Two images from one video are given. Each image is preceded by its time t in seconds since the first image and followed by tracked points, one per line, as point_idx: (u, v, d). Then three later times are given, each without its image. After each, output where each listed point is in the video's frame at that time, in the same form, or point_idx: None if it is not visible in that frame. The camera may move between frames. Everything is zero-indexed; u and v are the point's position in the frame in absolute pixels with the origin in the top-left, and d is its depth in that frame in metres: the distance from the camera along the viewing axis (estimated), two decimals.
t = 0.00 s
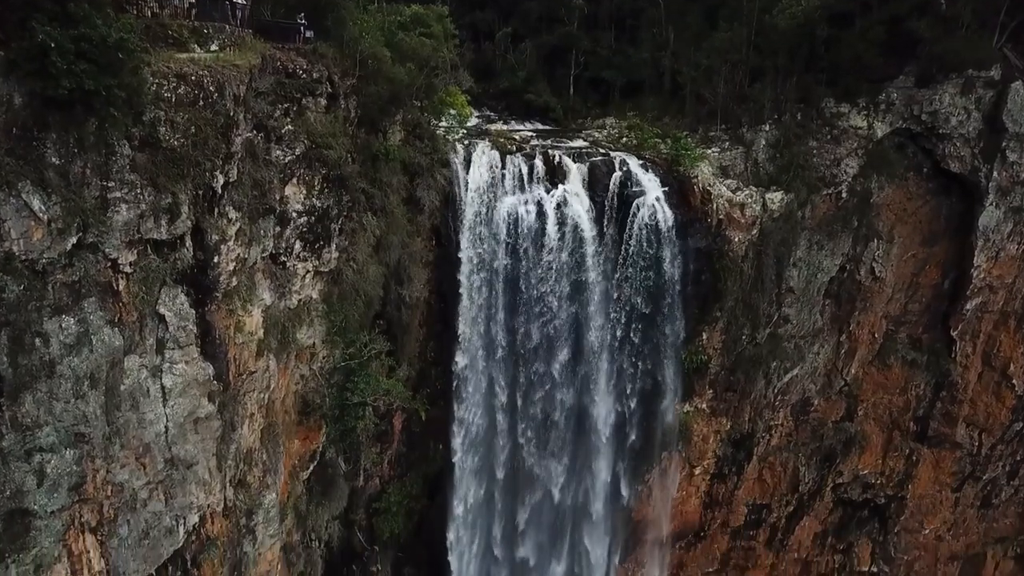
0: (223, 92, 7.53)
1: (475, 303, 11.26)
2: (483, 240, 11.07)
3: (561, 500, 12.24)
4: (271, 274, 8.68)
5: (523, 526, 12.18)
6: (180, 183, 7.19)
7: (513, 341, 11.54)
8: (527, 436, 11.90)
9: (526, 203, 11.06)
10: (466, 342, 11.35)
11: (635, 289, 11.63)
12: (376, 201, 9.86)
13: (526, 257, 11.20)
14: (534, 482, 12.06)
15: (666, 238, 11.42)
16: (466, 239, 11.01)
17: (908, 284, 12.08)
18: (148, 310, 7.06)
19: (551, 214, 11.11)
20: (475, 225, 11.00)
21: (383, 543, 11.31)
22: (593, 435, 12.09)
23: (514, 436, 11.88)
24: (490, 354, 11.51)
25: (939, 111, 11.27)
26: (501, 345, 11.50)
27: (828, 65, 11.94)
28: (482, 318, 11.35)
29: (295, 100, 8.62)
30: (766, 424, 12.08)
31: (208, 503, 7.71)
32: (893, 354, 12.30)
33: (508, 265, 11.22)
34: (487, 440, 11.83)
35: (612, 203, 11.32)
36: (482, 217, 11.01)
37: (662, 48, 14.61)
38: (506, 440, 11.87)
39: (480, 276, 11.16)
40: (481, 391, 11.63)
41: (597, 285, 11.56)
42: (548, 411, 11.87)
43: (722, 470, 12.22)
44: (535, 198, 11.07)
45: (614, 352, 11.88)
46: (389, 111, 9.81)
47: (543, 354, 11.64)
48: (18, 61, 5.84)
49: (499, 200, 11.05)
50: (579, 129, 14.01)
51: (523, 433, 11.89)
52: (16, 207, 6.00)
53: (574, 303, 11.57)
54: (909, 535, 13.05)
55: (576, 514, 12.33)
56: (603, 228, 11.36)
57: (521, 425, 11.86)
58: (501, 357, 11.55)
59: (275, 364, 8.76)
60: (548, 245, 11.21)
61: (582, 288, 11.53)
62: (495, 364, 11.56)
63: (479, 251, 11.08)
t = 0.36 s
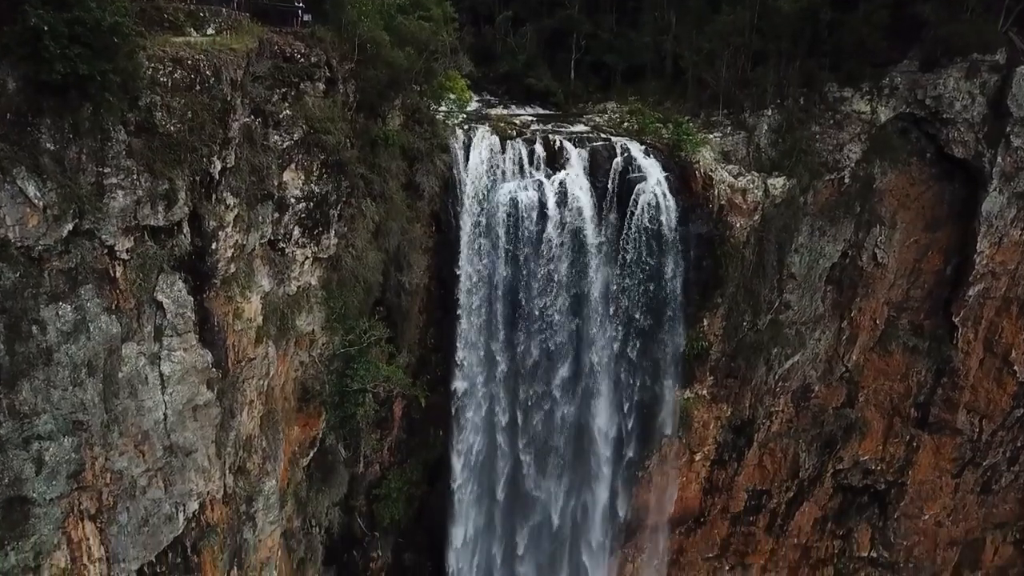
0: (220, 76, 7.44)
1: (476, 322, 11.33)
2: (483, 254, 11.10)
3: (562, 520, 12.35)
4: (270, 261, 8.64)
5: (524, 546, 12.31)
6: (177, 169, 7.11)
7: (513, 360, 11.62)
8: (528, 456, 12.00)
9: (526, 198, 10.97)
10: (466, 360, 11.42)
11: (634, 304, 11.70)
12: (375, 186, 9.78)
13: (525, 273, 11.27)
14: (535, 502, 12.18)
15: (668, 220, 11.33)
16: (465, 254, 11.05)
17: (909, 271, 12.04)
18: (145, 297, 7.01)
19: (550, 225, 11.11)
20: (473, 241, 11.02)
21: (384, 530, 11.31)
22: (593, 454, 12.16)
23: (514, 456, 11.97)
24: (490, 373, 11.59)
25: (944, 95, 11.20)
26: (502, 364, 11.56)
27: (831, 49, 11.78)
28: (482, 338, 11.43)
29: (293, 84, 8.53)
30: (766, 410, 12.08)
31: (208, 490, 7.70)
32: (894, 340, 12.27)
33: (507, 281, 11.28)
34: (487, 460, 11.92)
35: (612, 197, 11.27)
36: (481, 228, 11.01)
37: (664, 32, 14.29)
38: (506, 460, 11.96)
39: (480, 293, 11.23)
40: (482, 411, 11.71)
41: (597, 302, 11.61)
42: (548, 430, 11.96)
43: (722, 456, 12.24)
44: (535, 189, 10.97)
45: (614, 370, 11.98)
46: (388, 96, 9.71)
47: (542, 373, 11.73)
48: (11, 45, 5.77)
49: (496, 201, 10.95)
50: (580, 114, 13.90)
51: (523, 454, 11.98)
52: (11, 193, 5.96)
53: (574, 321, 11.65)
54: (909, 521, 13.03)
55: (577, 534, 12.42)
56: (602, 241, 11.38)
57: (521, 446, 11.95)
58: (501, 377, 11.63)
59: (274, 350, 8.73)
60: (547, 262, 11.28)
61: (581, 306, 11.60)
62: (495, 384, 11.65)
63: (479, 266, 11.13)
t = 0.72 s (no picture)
0: (217, 61, 7.36)
1: (476, 344, 11.42)
2: (482, 272, 11.16)
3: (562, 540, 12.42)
4: (268, 248, 8.59)
5: (524, 565, 12.41)
6: (174, 155, 7.05)
7: (513, 382, 11.70)
8: (528, 478, 12.07)
9: (525, 211, 10.99)
10: (465, 382, 11.50)
11: (633, 324, 11.76)
12: (374, 171, 9.71)
13: (525, 292, 11.34)
14: (535, 523, 12.26)
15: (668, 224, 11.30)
16: (465, 274, 11.11)
17: (912, 257, 11.96)
18: (143, 284, 6.97)
19: (549, 241, 11.17)
20: (472, 260, 11.06)
21: (384, 516, 11.32)
22: (593, 475, 12.23)
23: (515, 478, 12.04)
24: (490, 394, 11.68)
25: (948, 80, 11.11)
26: (502, 385, 11.64)
27: (835, 33, 11.65)
28: (482, 359, 11.50)
29: (290, 69, 8.43)
30: (767, 397, 12.06)
31: (208, 477, 7.70)
32: (896, 327, 12.23)
33: (506, 300, 11.36)
34: (488, 481, 11.99)
35: (612, 205, 11.23)
36: (481, 247, 11.06)
37: (666, 15, 14.03)
38: (507, 482, 12.03)
39: (480, 314, 11.32)
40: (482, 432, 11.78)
41: (597, 323, 11.68)
42: (548, 451, 12.03)
43: (723, 442, 12.26)
44: (535, 198, 10.95)
45: (614, 390, 12.03)
46: (387, 80, 9.62)
47: (542, 394, 11.81)
48: (2, 29, 5.67)
49: (496, 217, 10.96)
50: (580, 98, 13.76)
51: (523, 476, 12.05)
52: (5, 179, 5.88)
53: (575, 343, 11.71)
54: (909, 507, 13.02)
55: (577, 553, 12.50)
56: (602, 260, 11.42)
57: (521, 468, 12.02)
58: (502, 398, 11.71)
59: (273, 337, 8.70)
60: (547, 282, 11.35)
61: (581, 328, 11.68)
62: (495, 405, 11.72)
63: (479, 286, 11.21)
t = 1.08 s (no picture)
0: (213, 46, 7.27)
1: (476, 366, 11.53)
2: (482, 293, 11.25)
3: (563, 561, 12.46)
4: (267, 234, 8.54)
5: None
6: (171, 141, 6.97)
7: (513, 403, 11.77)
8: (529, 499, 12.12)
9: (524, 229, 11.06)
10: (465, 403, 11.58)
11: (633, 341, 11.83)
12: (373, 157, 9.64)
13: (525, 311, 11.42)
14: (536, 546, 12.29)
15: (670, 227, 11.29)
16: (464, 296, 11.20)
17: (914, 244, 11.89)
18: (141, 272, 6.92)
19: (548, 259, 11.25)
20: (471, 281, 11.15)
21: (385, 502, 11.33)
22: (594, 496, 12.27)
23: (515, 500, 12.08)
24: (490, 416, 11.75)
25: (953, 65, 11.03)
26: (502, 406, 11.72)
27: (838, 18, 11.47)
28: (481, 380, 11.60)
29: (289, 54, 8.34)
30: (768, 383, 12.03)
31: (207, 465, 7.68)
32: (898, 313, 12.20)
33: (506, 321, 11.44)
34: (489, 501, 12.01)
35: (612, 218, 11.28)
36: (479, 268, 11.14)
37: None
38: (508, 505, 12.07)
39: (480, 336, 11.44)
40: (483, 452, 11.81)
41: (596, 344, 11.75)
42: (549, 473, 12.10)
43: (724, 429, 12.25)
44: (533, 213, 11.01)
45: (614, 410, 12.10)
46: (386, 64, 9.55)
47: (542, 414, 11.88)
48: None
49: (494, 237, 11.05)
50: (581, 82, 13.63)
51: (524, 497, 12.10)
52: None
53: (575, 365, 11.78)
54: (909, 494, 13.03)
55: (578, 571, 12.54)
56: (602, 279, 11.49)
57: (521, 490, 12.08)
58: (502, 417, 11.76)
59: (272, 324, 8.67)
60: (546, 302, 11.44)
61: (581, 350, 11.75)
62: (495, 427, 11.78)
63: (478, 308, 11.32)
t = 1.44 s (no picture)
0: (210, 30, 7.18)
1: (476, 387, 11.62)
2: (482, 320, 11.37)
3: None
4: (265, 220, 8.49)
5: None
6: (167, 127, 6.90)
7: (513, 424, 11.89)
8: (528, 518, 12.33)
9: (523, 249, 11.14)
10: (465, 424, 11.66)
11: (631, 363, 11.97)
12: (372, 142, 9.57)
13: (524, 336, 11.55)
14: (536, 563, 12.52)
15: (671, 241, 11.37)
16: (464, 323, 11.32)
17: (916, 229, 11.85)
18: (138, 259, 6.89)
19: (548, 281, 11.34)
20: (470, 304, 11.24)
21: (385, 488, 11.35)
22: (592, 514, 12.48)
23: (515, 519, 12.28)
24: (490, 439, 11.87)
25: (957, 49, 10.88)
26: (502, 427, 11.83)
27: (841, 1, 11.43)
28: (482, 405, 11.71)
29: (286, 38, 8.24)
30: (769, 369, 12.01)
31: (207, 452, 7.68)
32: (899, 299, 12.15)
33: (506, 347, 11.57)
34: (489, 521, 12.19)
35: (611, 239, 11.35)
36: (479, 291, 11.22)
37: None
38: (508, 525, 12.28)
39: (479, 358, 11.53)
40: (484, 475, 11.95)
41: (595, 366, 11.89)
42: (548, 492, 12.29)
43: (724, 415, 12.26)
44: (532, 236, 11.08)
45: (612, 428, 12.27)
46: (385, 49, 9.45)
47: (541, 434, 12.03)
48: None
49: (493, 259, 11.11)
50: (582, 66, 13.48)
51: (523, 517, 12.32)
52: None
53: (574, 385, 11.94)
54: (909, 480, 13.04)
55: None
56: (601, 300, 11.59)
57: (521, 510, 12.28)
58: (502, 441, 11.89)
59: (271, 311, 8.65)
60: (546, 326, 11.56)
61: (580, 371, 11.88)
62: (495, 448, 11.91)
63: (478, 330, 11.41)
